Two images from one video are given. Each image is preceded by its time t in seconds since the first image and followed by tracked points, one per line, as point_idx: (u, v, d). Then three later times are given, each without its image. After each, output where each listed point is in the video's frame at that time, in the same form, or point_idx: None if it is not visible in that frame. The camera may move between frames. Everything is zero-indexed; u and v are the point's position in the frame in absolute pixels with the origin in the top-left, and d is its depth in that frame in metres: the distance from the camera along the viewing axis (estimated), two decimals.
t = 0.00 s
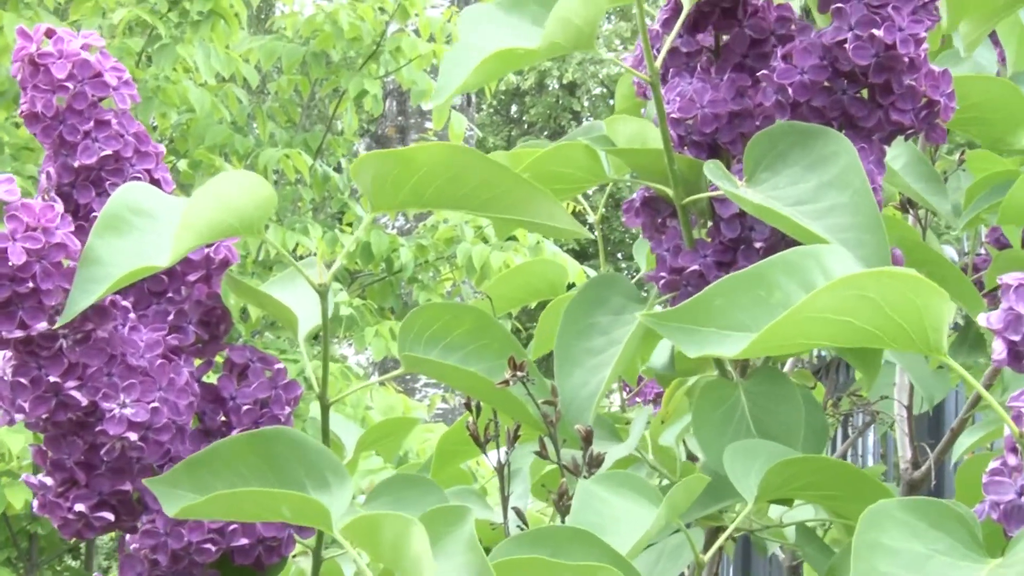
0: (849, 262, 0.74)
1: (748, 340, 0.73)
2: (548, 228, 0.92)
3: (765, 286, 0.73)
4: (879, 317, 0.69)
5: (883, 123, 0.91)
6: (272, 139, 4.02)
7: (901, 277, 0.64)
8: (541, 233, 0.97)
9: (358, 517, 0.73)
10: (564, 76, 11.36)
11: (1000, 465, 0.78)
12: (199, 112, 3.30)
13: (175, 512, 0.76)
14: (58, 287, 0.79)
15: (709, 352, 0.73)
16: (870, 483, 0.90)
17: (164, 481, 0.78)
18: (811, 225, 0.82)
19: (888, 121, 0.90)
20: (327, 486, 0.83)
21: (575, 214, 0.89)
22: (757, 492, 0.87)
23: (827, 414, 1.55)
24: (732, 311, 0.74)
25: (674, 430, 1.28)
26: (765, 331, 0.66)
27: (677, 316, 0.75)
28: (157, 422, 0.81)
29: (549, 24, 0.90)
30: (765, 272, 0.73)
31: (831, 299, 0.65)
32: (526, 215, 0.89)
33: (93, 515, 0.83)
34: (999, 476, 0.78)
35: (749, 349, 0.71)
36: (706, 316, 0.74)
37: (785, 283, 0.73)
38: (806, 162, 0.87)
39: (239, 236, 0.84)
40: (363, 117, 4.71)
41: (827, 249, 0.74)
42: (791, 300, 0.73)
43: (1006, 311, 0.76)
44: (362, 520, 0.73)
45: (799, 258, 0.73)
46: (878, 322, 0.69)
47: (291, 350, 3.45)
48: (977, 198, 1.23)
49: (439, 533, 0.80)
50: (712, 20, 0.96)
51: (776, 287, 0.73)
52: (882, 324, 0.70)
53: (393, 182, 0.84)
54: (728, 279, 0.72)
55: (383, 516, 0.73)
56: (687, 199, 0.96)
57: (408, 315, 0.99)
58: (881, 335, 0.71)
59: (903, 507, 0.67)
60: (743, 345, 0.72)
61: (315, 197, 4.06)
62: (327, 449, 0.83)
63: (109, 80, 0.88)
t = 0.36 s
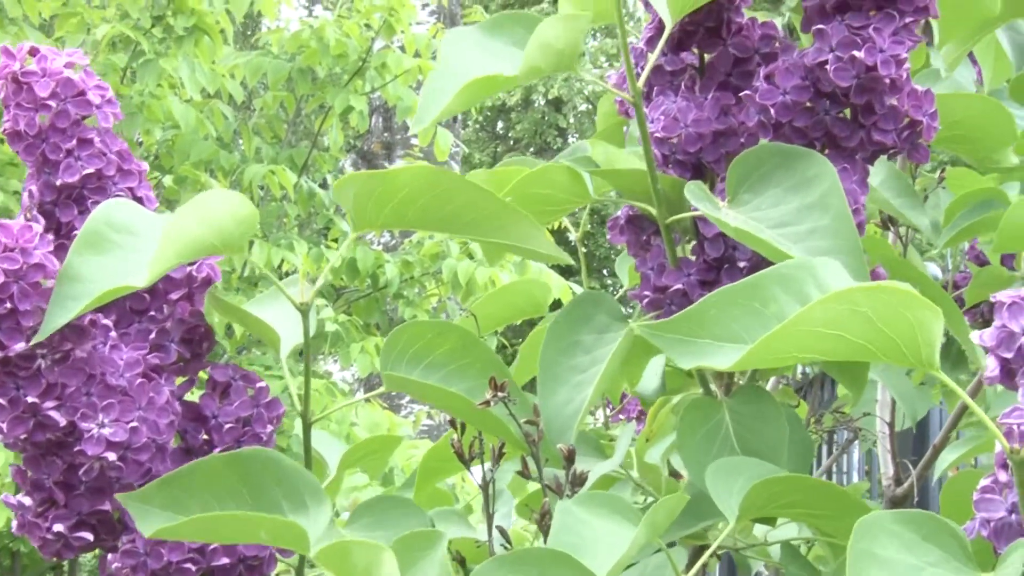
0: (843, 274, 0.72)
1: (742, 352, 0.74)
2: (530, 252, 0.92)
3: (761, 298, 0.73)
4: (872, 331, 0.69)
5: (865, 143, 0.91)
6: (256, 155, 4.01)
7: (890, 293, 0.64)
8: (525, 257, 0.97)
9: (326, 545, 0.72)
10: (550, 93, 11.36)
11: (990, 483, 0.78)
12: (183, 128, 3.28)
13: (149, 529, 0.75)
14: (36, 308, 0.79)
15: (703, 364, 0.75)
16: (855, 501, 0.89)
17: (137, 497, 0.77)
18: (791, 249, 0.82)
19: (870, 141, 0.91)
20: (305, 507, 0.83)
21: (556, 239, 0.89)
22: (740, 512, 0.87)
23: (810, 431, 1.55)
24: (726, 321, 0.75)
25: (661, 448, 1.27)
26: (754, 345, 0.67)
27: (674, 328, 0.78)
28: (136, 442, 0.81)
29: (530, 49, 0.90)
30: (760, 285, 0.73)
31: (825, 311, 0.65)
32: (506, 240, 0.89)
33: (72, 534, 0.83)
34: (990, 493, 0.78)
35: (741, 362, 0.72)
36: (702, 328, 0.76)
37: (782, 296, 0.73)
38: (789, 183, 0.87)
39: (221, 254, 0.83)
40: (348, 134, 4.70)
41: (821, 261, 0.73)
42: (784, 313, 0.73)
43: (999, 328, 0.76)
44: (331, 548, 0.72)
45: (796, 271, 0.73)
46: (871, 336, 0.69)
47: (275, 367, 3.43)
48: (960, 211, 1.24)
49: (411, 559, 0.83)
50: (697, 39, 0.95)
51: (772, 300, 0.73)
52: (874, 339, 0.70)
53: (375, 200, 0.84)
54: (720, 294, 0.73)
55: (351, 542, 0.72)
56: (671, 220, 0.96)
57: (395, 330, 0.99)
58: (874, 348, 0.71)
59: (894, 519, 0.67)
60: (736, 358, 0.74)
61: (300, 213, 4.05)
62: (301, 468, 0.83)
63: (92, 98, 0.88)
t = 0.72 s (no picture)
0: (782, 319, 0.74)
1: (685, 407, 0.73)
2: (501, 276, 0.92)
3: (698, 350, 0.73)
4: (812, 377, 0.69)
5: (840, 162, 0.91)
6: (242, 170, 4.00)
7: (831, 340, 0.65)
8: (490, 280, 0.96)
9: None
10: (539, 108, 11.35)
11: (945, 505, 0.78)
12: (169, 143, 3.26)
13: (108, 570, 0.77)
14: None
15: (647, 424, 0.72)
16: (832, 526, 0.89)
17: (94, 533, 0.79)
18: (766, 272, 0.82)
19: (845, 160, 0.90)
20: (266, 540, 0.81)
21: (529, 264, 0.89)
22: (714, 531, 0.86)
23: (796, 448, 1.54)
24: (665, 377, 0.73)
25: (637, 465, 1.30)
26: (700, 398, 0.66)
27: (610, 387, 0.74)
28: (101, 471, 0.81)
29: (497, 74, 0.90)
30: (698, 336, 0.73)
31: (764, 362, 0.65)
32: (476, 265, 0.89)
33: (39, 565, 0.82)
34: (946, 516, 0.78)
35: (687, 415, 0.70)
36: (639, 385, 0.73)
37: (719, 344, 0.73)
38: (762, 205, 0.86)
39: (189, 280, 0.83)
40: (334, 149, 4.68)
41: (759, 305, 0.75)
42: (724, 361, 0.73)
43: (947, 352, 0.76)
44: None
45: (730, 320, 0.73)
46: (810, 382, 0.70)
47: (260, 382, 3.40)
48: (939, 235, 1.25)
49: None
50: (670, 57, 0.96)
51: (710, 349, 0.73)
52: (814, 384, 0.70)
53: (346, 223, 0.83)
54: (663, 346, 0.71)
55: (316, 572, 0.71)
56: (646, 239, 0.96)
57: (368, 352, 0.99)
58: (815, 393, 0.71)
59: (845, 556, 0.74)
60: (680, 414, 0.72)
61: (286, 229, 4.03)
62: (261, 500, 0.82)
63: (53, 125, 0.88)
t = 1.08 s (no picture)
0: (751, 330, 0.74)
1: (654, 417, 0.73)
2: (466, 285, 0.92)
3: (668, 361, 0.73)
4: (779, 388, 0.70)
5: (805, 173, 0.91)
6: (228, 185, 3.99)
7: (796, 353, 0.65)
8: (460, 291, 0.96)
9: None
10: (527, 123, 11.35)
11: (916, 518, 0.79)
12: (154, 158, 3.24)
13: None
14: None
15: (617, 433, 0.72)
16: (811, 540, 0.89)
17: (63, 559, 0.78)
18: (730, 282, 0.82)
19: (809, 171, 0.91)
20: (235, 558, 0.81)
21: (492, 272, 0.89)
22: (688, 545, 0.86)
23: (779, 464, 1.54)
24: (635, 389, 0.74)
25: (613, 481, 1.30)
26: (667, 409, 0.67)
27: (582, 399, 0.74)
28: (66, 485, 0.80)
29: (459, 88, 0.91)
30: (668, 348, 0.73)
31: (731, 374, 0.66)
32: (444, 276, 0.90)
33: None
34: (916, 529, 0.79)
35: (656, 426, 0.71)
36: (610, 396, 0.74)
37: (688, 356, 0.74)
38: (726, 217, 0.87)
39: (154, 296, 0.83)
40: (322, 164, 4.67)
41: (726, 317, 0.74)
42: (693, 373, 0.73)
43: (914, 365, 0.77)
44: None
45: (701, 332, 0.73)
46: (777, 393, 0.70)
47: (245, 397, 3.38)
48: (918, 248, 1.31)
49: None
50: (636, 72, 0.96)
51: (679, 362, 0.74)
52: (782, 395, 0.71)
53: (314, 236, 0.84)
54: (633, 356, 0.72)
55: None
56: (616, 253, 0.96)
57: (342, 366, 0.99)
58: (783, 403, 0.72)
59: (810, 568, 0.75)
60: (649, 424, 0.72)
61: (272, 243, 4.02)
62: (226, 518, 0.82)
63: (12, 144, 0.87)
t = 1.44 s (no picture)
0: (751, 332, 0.74)
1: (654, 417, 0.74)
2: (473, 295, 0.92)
3: (669, 362, 0.74)
4: (781, 390, 0.70)
5: (803, 187, 0.92)
6: (213, 195, 3.98)
7: (795, 353, 0.66)
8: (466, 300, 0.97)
9: None
10: (510, 136, 11.36)
11: (911, 526, 0.79)
12: (138, 169, 3.23)
13: None
14: None
15: (616, 431, 0.73)
16: (799, 547, 0.90)
17: (66, 560, 0.79)
18: (730, 293, 0.83)
19: (808, 185, 0.91)
20: (236, 561, 0.82)
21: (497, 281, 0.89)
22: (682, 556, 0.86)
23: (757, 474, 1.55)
24: (636, 389, 0.75)
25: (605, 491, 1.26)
26: (666, 406, 0.67)
27: (584, 399, 0.76)
28: (71, 488, 0.81)
29: (465, 94, 0.91)
30: (669, 349, 0.74)
31: (730, 372, 0.66)
32: (449, 284, 0.90)
33: None
34: (911, 537, 0.79)
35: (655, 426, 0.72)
36: (612, 396, 0.75)
37: (690, 358, 0.74)
38: (726, 228, 0.88)
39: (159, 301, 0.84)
40: (305, 175, 4.67)
41: (729, 320, 0.75)
42: (694, 374, 0.74)
43: (912, 374, 0.78)
44: None
45: (702, 332, 0.75)
46: (780, 393, 0.71)
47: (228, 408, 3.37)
48: (893, 258, 1.33)
49: None
50: (636, 86, 0.97)
51: (681, 363, 0.74)
52: (785, 397, 0.71)
53: (318, 242, 0.84)
54: (633, 356, 0.73)
55: None
56: (614, 263, 0.96)
57: (339, 375, 1.00)
58: (786, 404, 0.72)
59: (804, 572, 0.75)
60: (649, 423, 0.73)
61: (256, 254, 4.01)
62: (229, 520, 0.82)
63: (26, 145, 0.88)
